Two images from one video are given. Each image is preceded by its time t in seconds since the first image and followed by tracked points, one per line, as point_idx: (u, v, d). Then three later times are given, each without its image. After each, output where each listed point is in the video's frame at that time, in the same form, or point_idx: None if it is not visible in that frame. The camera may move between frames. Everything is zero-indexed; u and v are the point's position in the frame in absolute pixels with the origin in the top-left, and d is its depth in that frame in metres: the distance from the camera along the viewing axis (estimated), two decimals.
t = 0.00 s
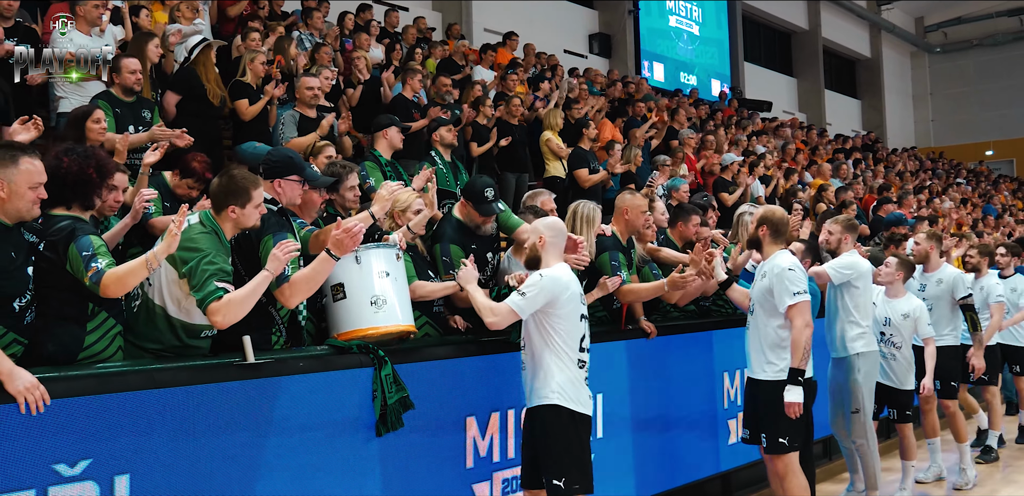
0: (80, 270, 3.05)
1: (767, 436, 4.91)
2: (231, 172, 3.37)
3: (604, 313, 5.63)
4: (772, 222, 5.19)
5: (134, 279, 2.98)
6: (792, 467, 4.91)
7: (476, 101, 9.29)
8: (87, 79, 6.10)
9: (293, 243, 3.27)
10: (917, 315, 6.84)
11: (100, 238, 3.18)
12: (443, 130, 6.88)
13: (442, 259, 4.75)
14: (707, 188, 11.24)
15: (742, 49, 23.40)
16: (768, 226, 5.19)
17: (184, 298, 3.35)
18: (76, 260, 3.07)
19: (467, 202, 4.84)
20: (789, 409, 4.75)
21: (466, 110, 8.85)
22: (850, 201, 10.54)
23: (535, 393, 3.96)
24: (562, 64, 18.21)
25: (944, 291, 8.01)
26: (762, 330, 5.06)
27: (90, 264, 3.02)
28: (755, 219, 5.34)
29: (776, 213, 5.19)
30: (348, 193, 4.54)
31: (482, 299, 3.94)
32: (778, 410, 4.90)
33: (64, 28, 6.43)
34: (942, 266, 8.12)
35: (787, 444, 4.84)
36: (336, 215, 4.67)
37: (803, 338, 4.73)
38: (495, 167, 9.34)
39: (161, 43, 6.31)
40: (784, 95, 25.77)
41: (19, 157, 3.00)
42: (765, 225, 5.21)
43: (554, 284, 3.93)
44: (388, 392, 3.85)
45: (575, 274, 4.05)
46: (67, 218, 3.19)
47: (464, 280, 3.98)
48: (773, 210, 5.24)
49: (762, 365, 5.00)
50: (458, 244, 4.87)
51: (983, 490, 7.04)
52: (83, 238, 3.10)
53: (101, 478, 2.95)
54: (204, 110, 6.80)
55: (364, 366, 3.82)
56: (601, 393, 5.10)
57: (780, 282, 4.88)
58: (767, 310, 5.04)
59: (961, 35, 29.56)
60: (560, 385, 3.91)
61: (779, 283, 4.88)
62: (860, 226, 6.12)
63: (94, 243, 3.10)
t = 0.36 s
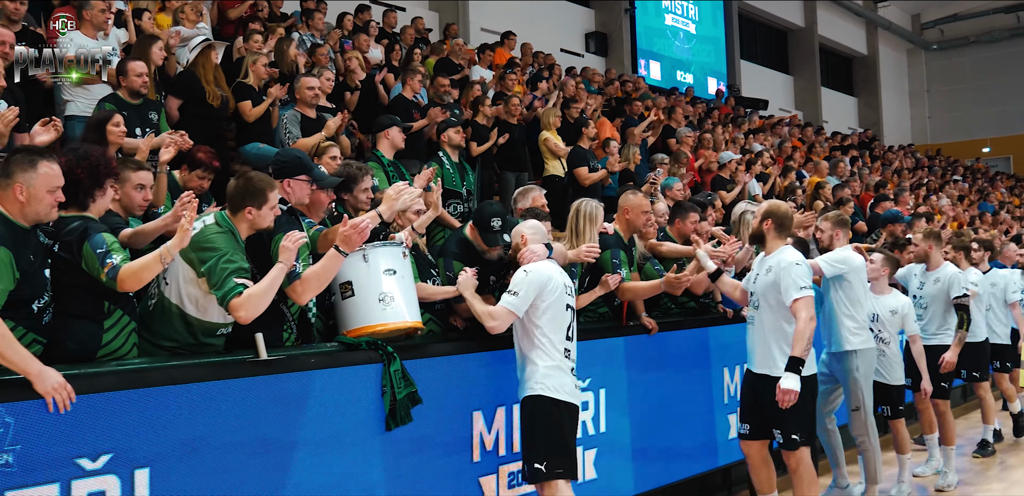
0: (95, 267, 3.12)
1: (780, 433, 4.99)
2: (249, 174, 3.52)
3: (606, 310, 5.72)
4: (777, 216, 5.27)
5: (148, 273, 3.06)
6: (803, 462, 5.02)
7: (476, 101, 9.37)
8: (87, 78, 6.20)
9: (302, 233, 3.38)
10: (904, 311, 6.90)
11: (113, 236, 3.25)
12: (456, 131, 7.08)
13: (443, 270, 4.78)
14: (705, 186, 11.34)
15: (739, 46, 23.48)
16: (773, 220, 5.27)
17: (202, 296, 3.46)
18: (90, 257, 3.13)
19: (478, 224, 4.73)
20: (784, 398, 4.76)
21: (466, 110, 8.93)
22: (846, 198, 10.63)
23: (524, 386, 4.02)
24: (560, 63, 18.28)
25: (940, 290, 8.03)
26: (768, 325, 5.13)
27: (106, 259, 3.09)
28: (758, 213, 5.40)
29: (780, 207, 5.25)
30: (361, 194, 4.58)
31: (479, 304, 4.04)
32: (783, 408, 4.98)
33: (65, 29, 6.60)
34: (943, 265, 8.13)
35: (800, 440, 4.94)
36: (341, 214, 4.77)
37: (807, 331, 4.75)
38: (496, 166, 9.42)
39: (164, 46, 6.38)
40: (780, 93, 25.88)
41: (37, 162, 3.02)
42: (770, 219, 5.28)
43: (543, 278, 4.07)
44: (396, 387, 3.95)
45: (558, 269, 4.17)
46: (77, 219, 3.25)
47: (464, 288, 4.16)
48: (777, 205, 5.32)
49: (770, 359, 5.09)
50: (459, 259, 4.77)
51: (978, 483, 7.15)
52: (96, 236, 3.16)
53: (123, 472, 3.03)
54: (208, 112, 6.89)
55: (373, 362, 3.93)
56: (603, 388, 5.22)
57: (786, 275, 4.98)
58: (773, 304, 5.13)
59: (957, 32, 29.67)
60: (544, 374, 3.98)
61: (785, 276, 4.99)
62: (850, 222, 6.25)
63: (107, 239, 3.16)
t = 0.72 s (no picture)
0: (121, 265, 3.16)
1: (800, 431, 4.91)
2: (268, 175, 3.54)
3: (621, 306, 5.73)
4: (775, 212, 5.31)
5: (174, 268, 3.10)
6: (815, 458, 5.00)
7: (487, 98, 9.40)
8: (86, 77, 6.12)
9: (323, 234, 3.39)
10: (901, 301, 6.93)
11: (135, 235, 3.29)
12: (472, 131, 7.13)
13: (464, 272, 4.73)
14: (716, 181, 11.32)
15: (748, 40, 23.39)
16: (773, 216, 5.30)
17: (224, 296, 3.51)
18: (115, 256, 3.18)
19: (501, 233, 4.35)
20: (794, 389, 4.81)
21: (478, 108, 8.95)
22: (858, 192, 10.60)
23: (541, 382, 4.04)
24: (569, 60, 18.27)
25: (960, 280, 7.86)
26: (778, 318, 5.08)
27: (130, 255, 3.13)
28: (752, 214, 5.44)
29: (776, 205, 5.33)
30: (380, 198, 4.62)
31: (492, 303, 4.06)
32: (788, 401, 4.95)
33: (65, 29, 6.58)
34: (964, 255, 7.94)
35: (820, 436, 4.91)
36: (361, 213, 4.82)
37: (821, 321, 4.79)
38: (508, 163, 9.44)
39: (180, 47, 6.43)
40: (790, 86, 25.77)
41: (64, 164, 3.06)
42: (770, 216, 5.31)
43: (554, 274, 4.11)
44: (413, 385, 3.99)
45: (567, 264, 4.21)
46: (99, 221, 3.29)
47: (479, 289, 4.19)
48: (775, 202, 5.37)
49: (779, 353, 5.02)
50: (481, 263, 4.68)
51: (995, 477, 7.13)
52: (119, 234, 3.20)
53: (145, 470, 3.08)
54: (221, 111, 6.93)
55: (390, 360, 3.97)
56: (618, 385, 5.26)
57: (797, 268, 4.97)
58: (783, 297, 5.09)
59: (968, 22, 29.46)
60: (557, 371, 4.01)
61: (796, 270, 4.98)
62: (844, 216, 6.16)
63: (130, 237, 3.20)
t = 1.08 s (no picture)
0: (137, 266, 3.19)
1: (780, 428, 4.84)
2: (276, 175, 3.57)
3: (628, 308, 5.74)
4: (761, 215, 5.29)
5: (191, 272, 3.13)
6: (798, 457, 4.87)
7: (496, 100, 9.43)
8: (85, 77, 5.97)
9: (332, 233, 3.42)
10: (904, 307, 6.90)
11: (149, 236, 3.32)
12: (486, 131, 7.22)
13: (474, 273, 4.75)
14: (725, 183, 11.32)
15: (756, 41, 23.35)
16: (759, 219, 5.28)
17: (235, 296, 3.54)
18: (131, 258, 3.20)
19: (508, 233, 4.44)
20: (824, 385, 4.73)
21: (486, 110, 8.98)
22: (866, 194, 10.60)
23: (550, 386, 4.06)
24: (577, 61, 18.29)
25: (971, 284, 7.80)
26: (773, 316, 4.99)
27: (147, 258, 3.16)
28: (739, 216, 5.41)
29: (764, 207, 5.29)
30: (382, 194, 4.65)
31: (501, 305, 4.08)
32: (787, 401, 4.85)
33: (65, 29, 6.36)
34: (970, 258, 7.91)
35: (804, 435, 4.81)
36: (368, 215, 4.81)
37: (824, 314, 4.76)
38: (516, 165, 9.46)
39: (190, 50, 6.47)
40: (799, 88, 25.70)
41: (77, 166, 3.09)
42: (756, 218, 5.30)
43: (565, 277, 4.11)
44: (423, 385, 4.02)
45: (581, 268, 4.22)
46: (114, 223, 3.33)
47: (486, 289, 4.21)
48: (761, 205, 5.34)
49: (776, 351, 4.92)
50: (490, 262, 4.71)
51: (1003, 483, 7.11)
52: (135, 236, 3.24)
53: (158, 469, 3.11)
54: (225, 113, 6.94)
55: (400, 361, 3.99)
56: (626, 386, 5.30)
57: (789, 263, 4.94)
58: (776, 293, 5.03)
59: (977, 23, 29.33)
60: (570, 374, 4.02)
61: (788, 264, 4.95)
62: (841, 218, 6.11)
63: (145, 239, 3.23)
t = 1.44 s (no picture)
0: (158, 270, 3.20)
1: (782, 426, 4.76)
2: (294, 177, 3.59)
3: (647, 309, 5.70)
4: (779, 216, 5.18)
5: (212, 276, 3.14)
6: (800, 457, 4.76)
7: (512, 102, 9.43)
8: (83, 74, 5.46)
9: (350, 237, 3.42)
10: (927, 309, 6.73)
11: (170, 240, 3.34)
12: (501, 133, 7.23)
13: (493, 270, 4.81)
14: (742, 183, 11.27)
15: (772, 42, 23.22)
16: (776, 220, 5.18)
17: (253, 298, 3.56)
18: (152, 261, 3.22)
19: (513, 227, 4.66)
20: (783, 376, 4.65)
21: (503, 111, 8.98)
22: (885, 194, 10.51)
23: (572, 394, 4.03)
24: (593, 63, 18.27)
25: (972, 283, 7.70)
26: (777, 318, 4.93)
27: (169, 262, 3.18)
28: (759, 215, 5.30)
29: (781, 208, 5.18)
30: (399, 198, 4.65)
31: (523, 306, 4.07)
32: (790, 399, 4.75)
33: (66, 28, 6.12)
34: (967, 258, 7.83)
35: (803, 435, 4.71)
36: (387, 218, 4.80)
37: (812, 312, 4.63)
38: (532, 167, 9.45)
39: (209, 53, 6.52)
40: (815, 87, 25.53)
41: (99, 171, 3.11)
42: (772, 221, 5.19)
43: (594, 284, 4.02)
44: (443, 387, 4.01)
45: (613, 275, 4.13)
46: (136, 227, 3.35)
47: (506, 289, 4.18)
48: (780, 207, 5.22)
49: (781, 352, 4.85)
50: (509, 260, 4.78)
51: None
52: (156, 240, 3.25)
53: (180, 472, 3.12)
54: (241, 117, 6.97)
55: (419, 362, 3.98)
56: (645, 388, 5.30)
57: (789, 263, 4.82)
58: (778, 296, 4.92)
59: (995, 22, 29.04)
60: (596, 385, 3.96)
61: (787, 265, 4.83)
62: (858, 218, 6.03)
63: (166, 243, 3.25)
